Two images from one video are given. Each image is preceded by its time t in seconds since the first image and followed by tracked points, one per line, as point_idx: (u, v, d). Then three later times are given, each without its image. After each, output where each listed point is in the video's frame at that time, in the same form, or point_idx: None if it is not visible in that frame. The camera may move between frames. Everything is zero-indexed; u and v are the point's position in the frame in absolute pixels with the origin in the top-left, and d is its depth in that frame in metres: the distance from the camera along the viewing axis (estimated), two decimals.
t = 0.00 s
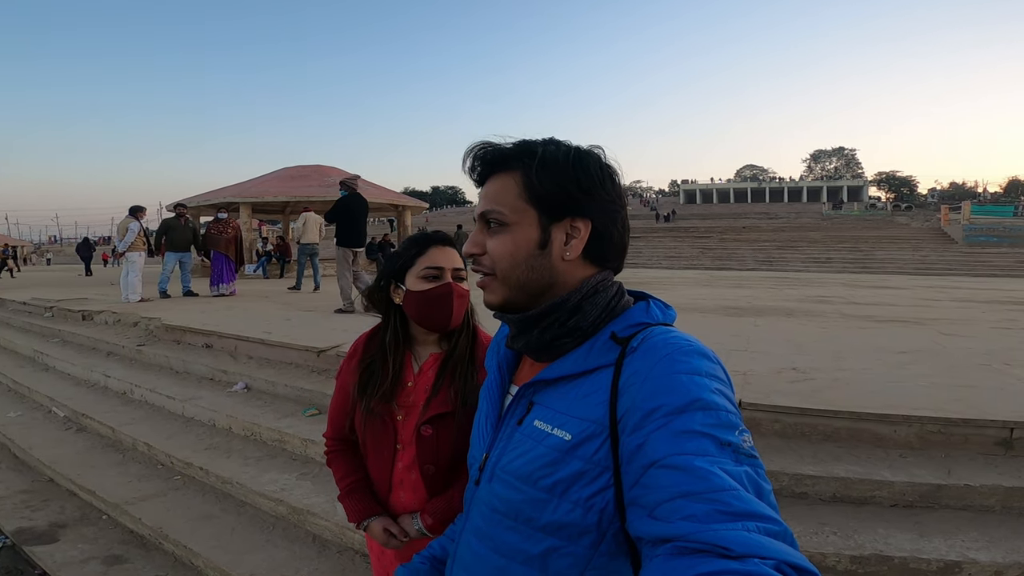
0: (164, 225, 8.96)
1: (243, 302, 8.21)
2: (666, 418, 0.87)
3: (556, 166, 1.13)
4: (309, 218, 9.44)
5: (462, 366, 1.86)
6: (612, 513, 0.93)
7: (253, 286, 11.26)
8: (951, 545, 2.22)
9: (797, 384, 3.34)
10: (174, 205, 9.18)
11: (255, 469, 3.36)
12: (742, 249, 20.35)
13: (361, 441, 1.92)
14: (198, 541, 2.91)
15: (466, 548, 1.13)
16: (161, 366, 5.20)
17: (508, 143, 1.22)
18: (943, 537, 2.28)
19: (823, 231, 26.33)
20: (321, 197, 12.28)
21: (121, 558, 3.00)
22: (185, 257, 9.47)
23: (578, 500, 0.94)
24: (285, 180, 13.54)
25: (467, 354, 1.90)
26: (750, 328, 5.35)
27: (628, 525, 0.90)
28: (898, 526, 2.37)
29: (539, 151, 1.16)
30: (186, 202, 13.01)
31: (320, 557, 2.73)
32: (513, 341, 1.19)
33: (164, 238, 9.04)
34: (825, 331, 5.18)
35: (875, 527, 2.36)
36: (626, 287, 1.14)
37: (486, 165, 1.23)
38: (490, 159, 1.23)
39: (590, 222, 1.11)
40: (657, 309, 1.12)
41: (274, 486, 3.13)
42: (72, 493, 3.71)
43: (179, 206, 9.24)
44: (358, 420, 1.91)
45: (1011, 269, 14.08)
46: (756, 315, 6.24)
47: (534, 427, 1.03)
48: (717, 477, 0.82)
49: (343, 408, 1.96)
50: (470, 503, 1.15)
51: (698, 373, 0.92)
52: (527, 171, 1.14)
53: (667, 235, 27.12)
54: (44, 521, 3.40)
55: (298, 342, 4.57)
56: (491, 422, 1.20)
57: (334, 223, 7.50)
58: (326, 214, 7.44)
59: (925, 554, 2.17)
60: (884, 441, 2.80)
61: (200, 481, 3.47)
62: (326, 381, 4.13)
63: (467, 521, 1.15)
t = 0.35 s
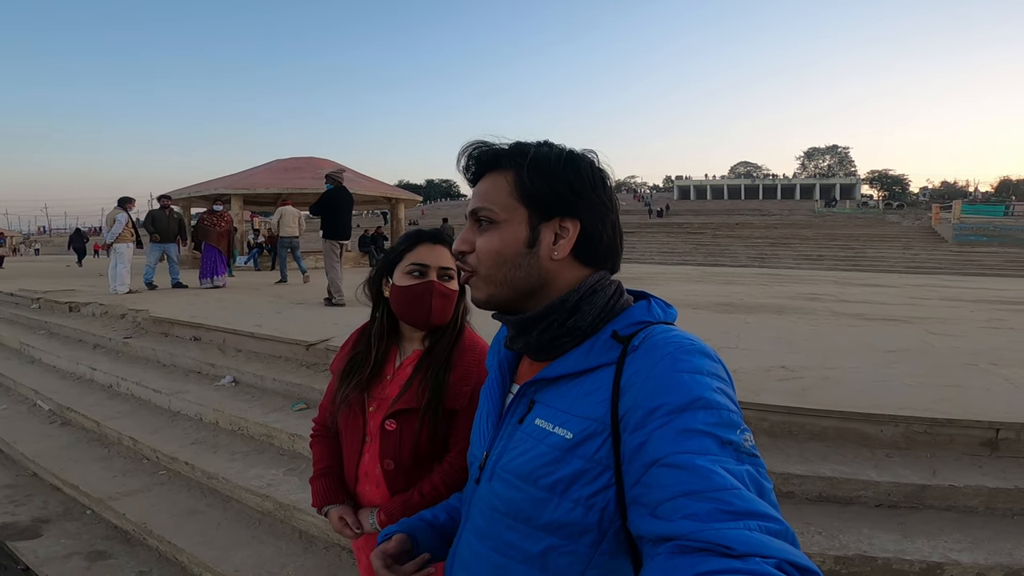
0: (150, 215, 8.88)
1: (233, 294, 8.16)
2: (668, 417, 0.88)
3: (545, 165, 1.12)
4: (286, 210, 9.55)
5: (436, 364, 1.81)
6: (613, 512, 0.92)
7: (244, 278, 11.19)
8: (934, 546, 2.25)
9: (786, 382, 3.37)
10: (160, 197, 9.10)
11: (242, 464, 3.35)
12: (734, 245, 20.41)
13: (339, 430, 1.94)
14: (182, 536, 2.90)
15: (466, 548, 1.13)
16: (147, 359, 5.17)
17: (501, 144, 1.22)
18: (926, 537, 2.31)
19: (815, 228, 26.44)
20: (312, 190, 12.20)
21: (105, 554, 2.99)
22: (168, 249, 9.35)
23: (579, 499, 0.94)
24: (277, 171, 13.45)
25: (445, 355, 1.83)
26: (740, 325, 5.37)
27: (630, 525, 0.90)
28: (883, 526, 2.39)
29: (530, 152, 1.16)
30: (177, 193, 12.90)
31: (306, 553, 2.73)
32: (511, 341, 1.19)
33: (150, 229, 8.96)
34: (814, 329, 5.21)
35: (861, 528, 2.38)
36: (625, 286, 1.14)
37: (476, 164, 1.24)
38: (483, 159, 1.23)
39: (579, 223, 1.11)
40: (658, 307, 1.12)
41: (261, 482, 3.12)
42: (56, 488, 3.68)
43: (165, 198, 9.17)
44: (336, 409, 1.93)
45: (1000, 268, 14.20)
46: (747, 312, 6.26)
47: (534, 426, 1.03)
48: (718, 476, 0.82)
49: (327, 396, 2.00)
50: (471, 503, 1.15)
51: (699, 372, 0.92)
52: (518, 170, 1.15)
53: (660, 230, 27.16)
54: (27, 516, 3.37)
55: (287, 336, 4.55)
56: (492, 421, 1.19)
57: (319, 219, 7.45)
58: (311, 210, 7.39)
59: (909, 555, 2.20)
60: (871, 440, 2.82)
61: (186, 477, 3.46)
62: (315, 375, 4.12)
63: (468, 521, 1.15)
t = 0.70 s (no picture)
0: (154, 212, 8.92)
1: (237, 290, 8.19)
2: (665, 412, 0.87)
3: (534, 162, 1.12)
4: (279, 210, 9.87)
5: (420, 360, 1.79)
6: (611, 509, 0.92)
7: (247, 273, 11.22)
8: (936, 543, 2.24)
9: (789, 377, 3.36)
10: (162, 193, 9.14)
11: (244, 460, 3.37)
12: (738, 239, 20.33)
13: (330, 421, 1.96)
14: (184, 532, 2.92)
15: (462, 545, 1.13)
16: (151, 355, 5.20)
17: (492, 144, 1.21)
18: (929, 535, 2.30)
19: (821, 221, 26.29)
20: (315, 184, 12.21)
21: (108, 549, 3.01)
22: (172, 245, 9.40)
23: (577, 495, 0.93)
24: (280, 166, 13.45)
25: (431, 351, 1.81)
26: (744, 319, 5.36)
27: (627, 521, 0.90)
28: (884, 523, 2.38)
29: (521, 149, 1.16)
30: (180, 188, 12.93)
31: (307, 549, 2.75)
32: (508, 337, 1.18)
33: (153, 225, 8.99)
34: (818, 323, 5.19)
35: (862, 525, 2.37)
36: (621, 282, 1.14)
37: (466, 165, 1.23)
38: (473, 161, 1.22)
39: (571, 219, 1.10)
40: (654, 302, 1.12)
41: (262, 477, 3.14)
42: (60, 484, 3.71)
43: (168, 194, 9.20)
44: (328, 401, 1.95)
45: (1007, 261, 14.10)
46: (750, 305, 6.24)
47: (532, 422, 1.02)
48: (716, 472, 0.82)
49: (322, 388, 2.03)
50: (467, 500, 1.15)
51: (696, 367, 0.92)
52: (509, 170, 1.14)
53: (664, 224, 27.08)
54: (32, 512, 3.40)
55: (290, 331, 4.57)
56: (489, 418, 1.19)
57: (315, 213, 7.51)
58: (308, 204, 7.44)
59: (911, 553, 2.19)
60: (874, 436, 2.81)
61: (189, 472, 3.48)
62: (317, 370, 4.13)
63: (464, 517, 1.15)
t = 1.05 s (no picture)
0: (159, 214, 8.95)
1: (240, 292, 8.21)
2: (653, 410, 0.87)
3: (534, 160, 1.12)
4: (278, 210, 10.13)
5: (423, 361, 1.79)
6: (602, 507, 0.92)
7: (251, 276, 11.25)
8: (942, 546, 2.23)
9: (792, 379, 3.34)
10: (167, 196, 9.16)
11: (245, 462, 3.37)
12: (742, 241, 20.30)
13: (332, 424, 1.96)
14: (185, 534, 2.93)
15: (456, 547, 1.12)
16: (154, 356, 5.21)
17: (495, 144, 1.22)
18: (935, 538, 2.29)
19: (825, 223, 26.24)
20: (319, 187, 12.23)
21: (109, 551, 3.02)
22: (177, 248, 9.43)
23: (567, 494, 0.93)
24: (284, 169, 13.49)
25: (434, 352, 1.82)
26: (747, 321, 5.34)
27: (618, 519, 0.89)
28: (891, 526, 2.37)
29: (522, 148, 1.17)
30: (185, 191, 12.98)
31: (308, 551, 2.74)
32: (501, 338, 1.18)
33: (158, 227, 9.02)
34: (823, 325, 5.17)
35: (867, 527, 2.36)
36: (611, 282, 1.13)
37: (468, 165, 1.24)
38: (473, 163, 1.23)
39: (568, 215, 1.11)
40: (643, 301, 1.11)
41: (264, 480, 3.14)
42: (62, 485, 3.72)
43: (172, 197, 9.23)
44: (330, 403, 1.95)
45: (1012, 262, 14.05)
46: (754, 307, 6.23)
47: (523, 422, 1.02)
48: (705, 469, 0.81)
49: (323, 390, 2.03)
50: (460, 501, 1.15)
51: (684, 365, 0.91)
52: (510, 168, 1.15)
53: (668, 226, 27.05)
54: (34, 513, 3.41)
55: (292, 333, 4.57)
56: (481, 419, 1.19)
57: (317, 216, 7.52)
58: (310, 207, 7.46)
59: (917, 556, 2.18)
60: (879, 439, 2.80)
61: (190, 474, 3.49)
62: (320, 372, 4.14)
63: (458, 517, 1.15)
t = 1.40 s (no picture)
0: (159, 216, 8.94)
1: (236, 297, 8.18)
2: (659, 414, 0.87)
3: (603, 183, 1.16)
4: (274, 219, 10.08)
5: (431, 366, 1.79)
6: (606, 513, 0.91)
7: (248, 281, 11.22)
8: (937, 563, 2.22)
9: (790, 397, 3.33)
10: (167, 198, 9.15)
11: (236, 467, 3.34)
12: (739, 259, 20.37)
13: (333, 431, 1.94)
14: (170, 538, 2.89)
15: (458, 556, 1.11)
16: (147, 359, 5.18)
17: (554, 138, 1.16)
18: (930, 554, 2.28)
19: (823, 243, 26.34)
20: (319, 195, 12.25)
21: (90, 554, 2.97)
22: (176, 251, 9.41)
23: (571, 500, 0.92)
24: (285, 176, 13.52)
25: (440, 358, 1.82)
26: (745, 339, 5.34)
27: (620, 523, 0.89)
28: (886, 543, 2.36)
29: (582, 157, 1.17)
30: (185, 195, 13.00)
31: (296, 559, 2.71)
32: (507, 344, 1.17)
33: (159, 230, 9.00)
34: (820, 344, 5.16)
35: (863, 544, 2.35)
36: (616, 292, 1.14)
37: (536, 151, 1.12)
38: (536, 151, 1.13)
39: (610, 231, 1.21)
40: (645, 310, 1.12)
41: (254, 485, 3.11)
42: (47, 487, 3.68)
43: (173, 199, 9.23)
44: (331, 410, 1.93)
45: (1008, 286, 14.10)
46: (752, 326, 6.23)
47: (527, 429, 1.01)
48: (707, 471, 0.81)
49: (323, 397, 2.00)
50: (461, 510, 1.13)
51: (689, 371, 0.92)
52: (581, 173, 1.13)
53: (666, 243, 27.12)
54: (16, 515, 3.36)
55: (289, 340, 4.56)
56: (484, 427, 1.17)
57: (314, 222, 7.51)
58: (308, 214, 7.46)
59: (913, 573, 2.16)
60: (876, 456, 2.79)
61: (179, 478, 3.45)
62: (315, 379, 4.12)
63: (459, 525, 1.13)
